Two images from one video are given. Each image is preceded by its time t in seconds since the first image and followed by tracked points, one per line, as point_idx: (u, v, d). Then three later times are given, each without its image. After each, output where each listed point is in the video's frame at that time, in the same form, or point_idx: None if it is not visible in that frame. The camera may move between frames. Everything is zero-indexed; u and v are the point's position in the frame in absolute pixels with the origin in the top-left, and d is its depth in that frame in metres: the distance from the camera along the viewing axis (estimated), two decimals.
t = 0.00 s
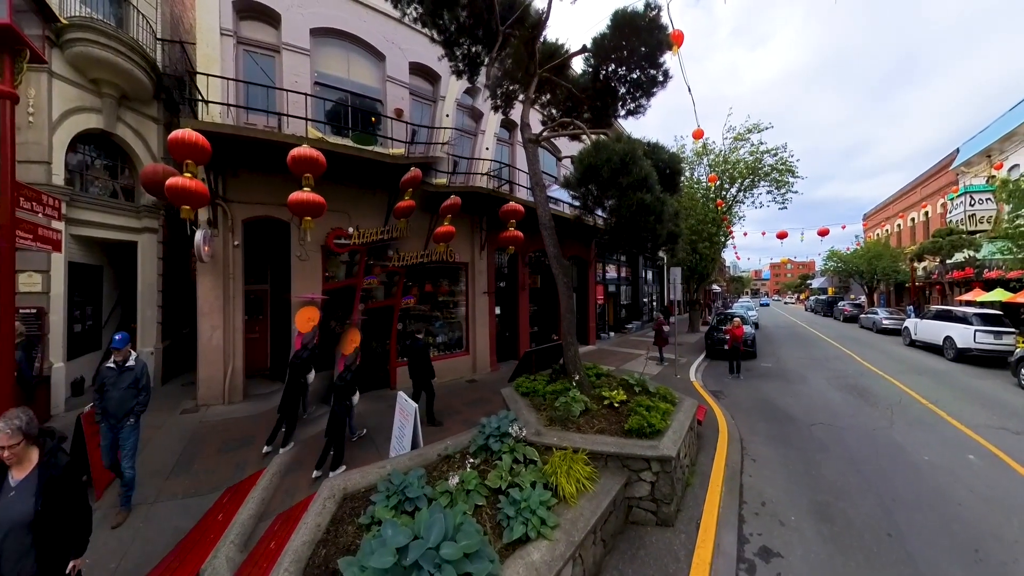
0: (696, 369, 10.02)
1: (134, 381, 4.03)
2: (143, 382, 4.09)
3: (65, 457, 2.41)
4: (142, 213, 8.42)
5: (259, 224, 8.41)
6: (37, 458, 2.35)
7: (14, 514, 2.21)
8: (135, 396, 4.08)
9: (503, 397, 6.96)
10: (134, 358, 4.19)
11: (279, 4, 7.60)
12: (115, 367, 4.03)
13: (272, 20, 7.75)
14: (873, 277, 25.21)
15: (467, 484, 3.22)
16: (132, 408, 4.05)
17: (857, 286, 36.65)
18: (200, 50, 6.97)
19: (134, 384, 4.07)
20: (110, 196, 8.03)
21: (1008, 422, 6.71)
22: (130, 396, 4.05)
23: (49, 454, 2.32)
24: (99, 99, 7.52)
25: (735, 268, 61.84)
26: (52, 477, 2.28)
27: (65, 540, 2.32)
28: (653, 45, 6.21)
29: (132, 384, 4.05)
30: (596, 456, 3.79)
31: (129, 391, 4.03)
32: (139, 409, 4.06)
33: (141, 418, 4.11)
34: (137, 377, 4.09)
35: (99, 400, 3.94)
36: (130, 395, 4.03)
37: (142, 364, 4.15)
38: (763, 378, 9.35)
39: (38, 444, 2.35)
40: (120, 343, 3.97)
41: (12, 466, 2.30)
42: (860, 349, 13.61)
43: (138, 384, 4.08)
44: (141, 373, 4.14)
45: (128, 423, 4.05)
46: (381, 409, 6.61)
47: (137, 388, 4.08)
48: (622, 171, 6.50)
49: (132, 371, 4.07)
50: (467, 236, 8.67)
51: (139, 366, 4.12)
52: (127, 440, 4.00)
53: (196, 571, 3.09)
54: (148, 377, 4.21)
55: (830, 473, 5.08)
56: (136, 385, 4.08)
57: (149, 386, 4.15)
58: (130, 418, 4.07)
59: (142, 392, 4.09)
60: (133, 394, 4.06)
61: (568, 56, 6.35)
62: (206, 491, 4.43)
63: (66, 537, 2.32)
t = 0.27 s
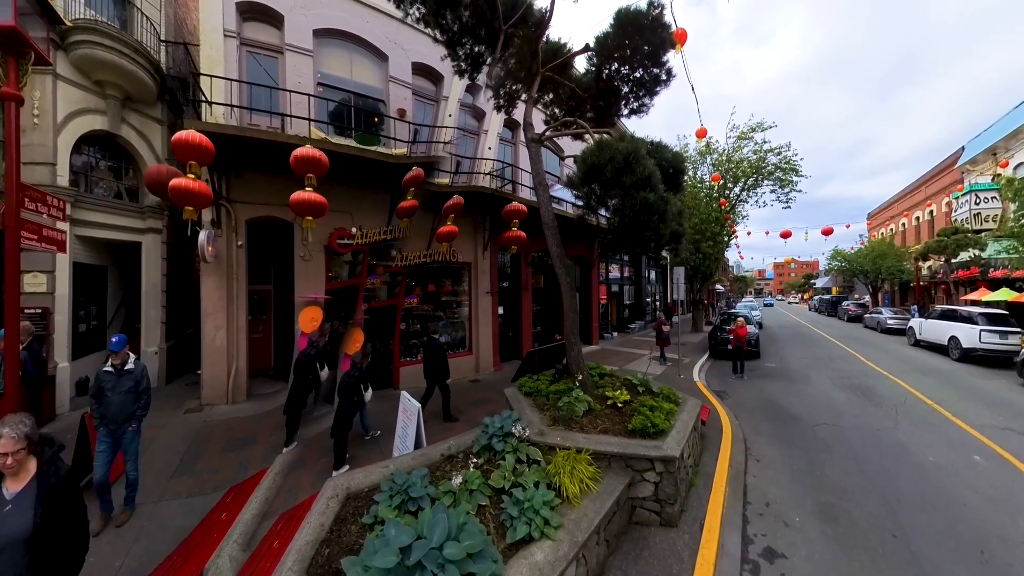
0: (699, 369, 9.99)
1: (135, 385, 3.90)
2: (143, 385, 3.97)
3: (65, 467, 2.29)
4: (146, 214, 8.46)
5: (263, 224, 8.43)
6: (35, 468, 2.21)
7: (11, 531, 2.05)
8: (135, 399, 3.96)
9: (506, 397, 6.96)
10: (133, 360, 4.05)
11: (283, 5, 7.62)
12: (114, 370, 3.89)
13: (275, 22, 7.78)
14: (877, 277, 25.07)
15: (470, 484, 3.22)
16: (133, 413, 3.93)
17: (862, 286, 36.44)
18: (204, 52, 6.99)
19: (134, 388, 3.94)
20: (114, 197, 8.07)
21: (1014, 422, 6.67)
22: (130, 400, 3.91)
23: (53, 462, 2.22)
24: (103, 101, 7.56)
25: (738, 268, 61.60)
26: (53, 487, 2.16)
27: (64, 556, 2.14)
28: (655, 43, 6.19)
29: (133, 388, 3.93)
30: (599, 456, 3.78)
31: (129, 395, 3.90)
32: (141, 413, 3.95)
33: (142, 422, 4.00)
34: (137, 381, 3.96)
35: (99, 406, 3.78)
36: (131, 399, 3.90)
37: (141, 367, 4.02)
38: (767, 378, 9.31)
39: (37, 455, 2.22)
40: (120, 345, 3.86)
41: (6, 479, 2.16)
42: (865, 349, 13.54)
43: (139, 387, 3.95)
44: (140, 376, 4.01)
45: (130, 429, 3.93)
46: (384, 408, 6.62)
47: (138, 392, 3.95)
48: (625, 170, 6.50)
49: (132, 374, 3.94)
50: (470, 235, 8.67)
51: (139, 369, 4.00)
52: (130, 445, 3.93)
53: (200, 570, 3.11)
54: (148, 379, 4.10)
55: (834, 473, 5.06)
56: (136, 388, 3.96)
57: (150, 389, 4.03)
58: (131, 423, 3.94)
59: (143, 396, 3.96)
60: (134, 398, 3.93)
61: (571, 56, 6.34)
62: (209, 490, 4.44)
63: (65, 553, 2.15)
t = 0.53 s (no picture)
0: (705, 369, 9.93)
1: (131, 392, 3.70)
2: (141, 391, 3.77)
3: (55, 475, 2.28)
4: (152, 214, 8.50)
5: (268, 224, 8.45)
6: (27, 478, 2.19)
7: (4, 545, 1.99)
8: (132, 406, 3.76)
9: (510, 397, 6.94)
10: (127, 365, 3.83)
11: (287, 6, 7.64)
12: (107, 378, 3.67)
13: (280, 23, 7.80)
14: (884, 276, 24.84)
15: (474, 484, 3.21)
16: (133, 421, 3.73)
17: (869, 286, 36.13)
18: (209, 53, 7.04)
19: (130, 395, 3.74)
20: (121, 198, 8.12)
21: None
22: (127, 408, 3.71)
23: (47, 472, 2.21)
24: (110, 103, 7.61)
25: (743, 267, 61.24)
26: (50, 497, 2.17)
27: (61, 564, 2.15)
28: (660, 41, 6.15)
29: (128, 395, 3.73)
30: (604, 457, 3.75)
31: (126, 403, 3.69)
32: (140, 420, 3.76)
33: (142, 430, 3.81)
34: (133, 387, 3.75)
35: (94, 416, 3.56)
36: (128, 407, 3.70)
37: (136, 372, 3.81)
38: (773, 378, 9.23)
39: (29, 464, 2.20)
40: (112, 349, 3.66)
41: None
42: (872, 349, 13.41)
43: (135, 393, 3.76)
44: (136, 382, 3.80)
45: (130, 437, 3.74)
46: (388, 408, 6.62)
47: (134, 399, 3.75)
48: (629, 168, 6.51)
49: (127, 381, 3.74)
50: (474, 235, 8.65)
51: (134, 375, 3.79)
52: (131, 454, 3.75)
53: (203, 568, 3.13)
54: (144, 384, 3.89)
55: (841, 475, 5.00)
56: (132, 395, 3.75)
57: (147, 395, 3.83)
58: (130, 432, 3.74)
59: (141, 402, 3.76)
60: (131, 405, 3.73)
61: (575, 54, 6.31)
62: (213, 488, 4.46)
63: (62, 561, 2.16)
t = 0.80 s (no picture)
0: (713, 369, 9.86)
1: (122, 395, 3.53)
2: (132, 395, 3.60)
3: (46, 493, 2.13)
4: (161, 215, 8.55)
5: (276, 225, 8.49)
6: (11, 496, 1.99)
7: None
8: (124, 411, 3.58)
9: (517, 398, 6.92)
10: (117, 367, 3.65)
11: (295, 8, 7.67)
12: (97, 381, 3.52)
13: (287, 25, 7.83)
14: (894, 275, 24.55)
15: (480, 485, 3.19)
16: (125, 426, 3.56)
17: (878, 284, 35.84)
18: (217, 57, 7.11)
19: (121, 399, 3.57)
20: (130, 199, 8.19)
21: None
22: (119, 413, 3.54)
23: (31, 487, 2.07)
24: (119, 106, 7.67)
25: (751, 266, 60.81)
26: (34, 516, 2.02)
27: None
28: (668, 38, 6.10)
29: (119, 398, 3.55)
30: (611, 458, 3.72)
31: (117, 407, 3.53)
32: (132, 425, 3.58)
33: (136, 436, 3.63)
34: (124, 391, 3.58)
35: (84, 422, 3.40)
36: (119, 411, 3.53)
37: (127, 375, 3.63)
38: (783, 379, 9.14)
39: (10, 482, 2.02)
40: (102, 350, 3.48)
41: None
42: (882, 349, 13.25)
43: (127, 396, 3.59)
44: (128, 385, 3.63)
45: (123, 444, 3.55)
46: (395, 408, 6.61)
47: (126, 402, 3.58)
48: (637, 166, 6.38)
49: (118, 383, 3.57)
50: (481, 235, 8.64)
51: (125, 377, 3.62)
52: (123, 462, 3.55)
53: (210, 567, 3.15)
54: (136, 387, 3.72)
55: (852, 478, 4.93)
56: (123, 399, 3.58)
57: (139, 399, 3.66)
58: (122, 439, 3.56)
59: (133, 407, 3.58)
60: (123, 410, 3.56)
61: (582, 52, 6.27)
62: (219, 487, 4.47)
63: None
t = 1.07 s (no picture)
0: (723, 370, 9.77)
1: (120, 399, 3.33)
2: (132, 399, 3.40)
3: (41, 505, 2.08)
4: (173, 217, 8.64)
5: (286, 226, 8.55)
6: None
7: None
8: (124, 416, 3.38)
9: (526, 398, 6.90)
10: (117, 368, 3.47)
11: (304, 11, 7.71)
12: (96, 385, 3.33)
13: (296, 28, 7.87)
14: (908, 274, 24.13)
15: (488, 485, 3.18)
16: (123, 432, 3.33)
17: (891, 283, 35.26)
18: (228, 60, 7.16)
19: (120, 403, 3.37)
20: (143, 201, 8.29)
21: None
22: (117, 417, 3.34)
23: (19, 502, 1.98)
24: (131, 110, 7.76)
25: (760, 265, 60.19)
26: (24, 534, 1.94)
27: None
28: (677, 34, 6.02)
29: (118, 403, 3.37)
30: (620, 460, 3.68)
31: (116, 411, 3.33)
32: (131, 431, 3.37)
33: (134, 442, 3.39)
34: (123, 394, 3.38)
35: (84, 427, 3.25)
36: (118, 416, 3.33)
37: (127, 377, 3.43)
38: (794, 380, 9.01)
39: None
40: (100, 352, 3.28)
41: None
42: (896, 350, 13.02)
43: (126, 400, 3.39)
44: (128, 389, 3.42)
45: (120, 451, 3.32)
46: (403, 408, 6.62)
47: (125, 407, 3.38)
48: (646, 164, 6.51)
49: (116, 387, 3.36)
50: (489, 235, 8.63)
51: (125, 380, 3.41)
52: (120, 470, 3.30)
53: (219, 562, 3.18)
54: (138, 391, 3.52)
55: (864, 482, 4.84)
56: (123, 403, 3.39)
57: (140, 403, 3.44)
58: (120, 445, 3.33)
59: (132, 411, 3.38)
60: (122, 414, 3.36)
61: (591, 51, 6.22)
62: (228, 485, 4.51)
63: None
